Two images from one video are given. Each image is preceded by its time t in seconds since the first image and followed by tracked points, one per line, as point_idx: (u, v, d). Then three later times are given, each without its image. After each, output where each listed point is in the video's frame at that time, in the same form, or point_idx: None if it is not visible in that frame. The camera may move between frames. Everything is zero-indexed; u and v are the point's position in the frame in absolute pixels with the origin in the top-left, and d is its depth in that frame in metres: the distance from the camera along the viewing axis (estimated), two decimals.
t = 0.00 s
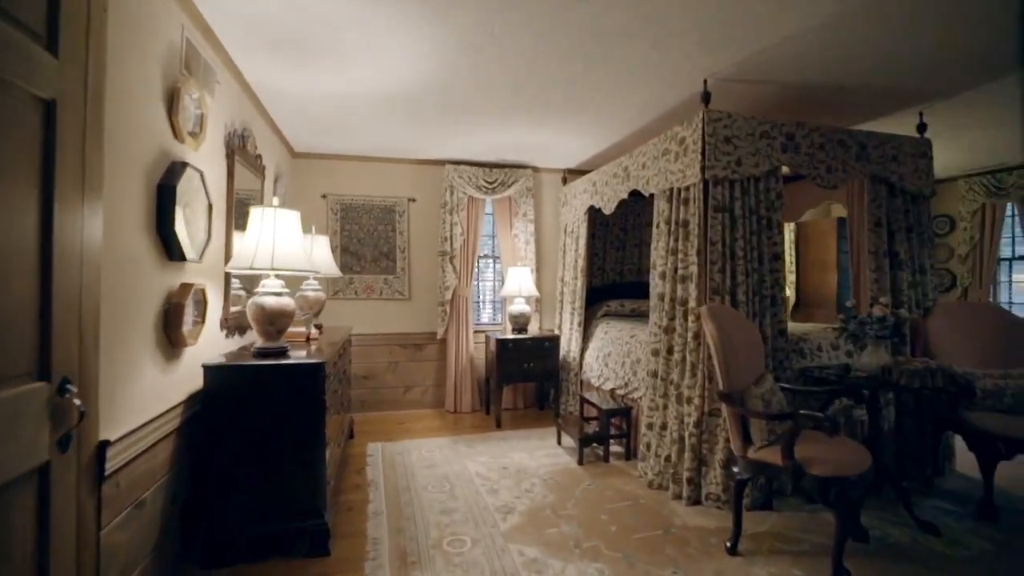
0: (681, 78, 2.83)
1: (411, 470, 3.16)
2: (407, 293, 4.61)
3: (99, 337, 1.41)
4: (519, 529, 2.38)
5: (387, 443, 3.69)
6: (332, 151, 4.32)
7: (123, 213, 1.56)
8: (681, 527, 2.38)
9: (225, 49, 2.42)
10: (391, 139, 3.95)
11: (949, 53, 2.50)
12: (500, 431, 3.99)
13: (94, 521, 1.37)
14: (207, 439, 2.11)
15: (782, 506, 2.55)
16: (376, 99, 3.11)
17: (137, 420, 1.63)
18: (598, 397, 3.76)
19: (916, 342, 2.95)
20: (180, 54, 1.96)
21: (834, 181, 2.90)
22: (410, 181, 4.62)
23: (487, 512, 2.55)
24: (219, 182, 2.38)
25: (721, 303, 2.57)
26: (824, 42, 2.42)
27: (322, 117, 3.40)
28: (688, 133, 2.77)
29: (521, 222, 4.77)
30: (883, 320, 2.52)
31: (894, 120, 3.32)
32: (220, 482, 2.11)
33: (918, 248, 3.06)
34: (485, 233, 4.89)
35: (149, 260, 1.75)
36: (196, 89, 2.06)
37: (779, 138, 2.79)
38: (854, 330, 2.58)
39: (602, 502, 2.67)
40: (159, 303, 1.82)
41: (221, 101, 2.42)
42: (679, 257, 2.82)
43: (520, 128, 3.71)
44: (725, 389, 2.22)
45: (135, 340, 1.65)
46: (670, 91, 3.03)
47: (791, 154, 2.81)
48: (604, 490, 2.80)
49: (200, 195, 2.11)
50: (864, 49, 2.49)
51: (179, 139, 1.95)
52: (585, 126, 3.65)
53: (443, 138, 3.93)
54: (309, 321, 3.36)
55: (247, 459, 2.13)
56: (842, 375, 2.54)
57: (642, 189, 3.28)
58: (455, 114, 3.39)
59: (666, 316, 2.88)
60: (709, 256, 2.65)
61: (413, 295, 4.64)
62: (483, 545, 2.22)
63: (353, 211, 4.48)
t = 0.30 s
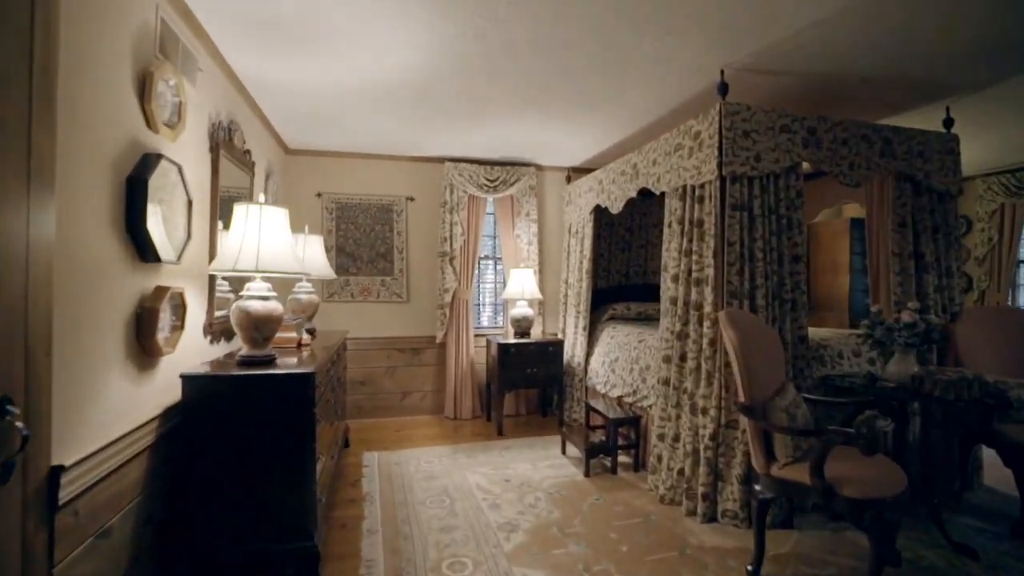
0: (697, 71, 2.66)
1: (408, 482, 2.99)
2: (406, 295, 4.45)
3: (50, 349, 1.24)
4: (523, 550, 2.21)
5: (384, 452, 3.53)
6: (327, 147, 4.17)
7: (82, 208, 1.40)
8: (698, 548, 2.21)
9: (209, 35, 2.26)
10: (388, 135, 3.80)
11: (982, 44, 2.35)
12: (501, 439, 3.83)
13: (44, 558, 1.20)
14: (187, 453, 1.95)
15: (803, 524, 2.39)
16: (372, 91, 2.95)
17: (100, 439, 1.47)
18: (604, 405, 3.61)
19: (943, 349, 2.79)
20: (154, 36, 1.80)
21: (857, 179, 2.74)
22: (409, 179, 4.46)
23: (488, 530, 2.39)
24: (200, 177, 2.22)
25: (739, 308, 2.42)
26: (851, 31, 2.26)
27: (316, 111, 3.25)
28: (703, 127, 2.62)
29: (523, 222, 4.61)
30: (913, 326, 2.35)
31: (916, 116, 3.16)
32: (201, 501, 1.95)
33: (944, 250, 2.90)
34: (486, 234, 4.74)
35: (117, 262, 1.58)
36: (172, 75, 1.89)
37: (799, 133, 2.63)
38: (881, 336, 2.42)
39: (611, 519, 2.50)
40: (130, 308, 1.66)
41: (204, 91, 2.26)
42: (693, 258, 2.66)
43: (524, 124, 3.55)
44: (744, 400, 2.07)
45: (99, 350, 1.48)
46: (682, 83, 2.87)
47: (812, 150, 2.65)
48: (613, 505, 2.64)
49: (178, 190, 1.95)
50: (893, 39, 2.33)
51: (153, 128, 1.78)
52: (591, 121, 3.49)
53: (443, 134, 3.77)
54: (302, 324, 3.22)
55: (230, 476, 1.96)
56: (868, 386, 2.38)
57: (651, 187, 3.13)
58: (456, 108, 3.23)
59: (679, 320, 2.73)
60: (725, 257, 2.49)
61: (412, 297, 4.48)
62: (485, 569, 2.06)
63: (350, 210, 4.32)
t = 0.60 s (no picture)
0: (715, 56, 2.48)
1: (408, 494, 2.82)
2: (405, 295, 4.27)
3: None
4: (532, 573, 2.04)
5: (382, 461, 3.35)
6: (323, 141, 3.99)
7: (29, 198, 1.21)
8: (722, 570, 2.04)
9: (190, 13, 2.08)
10: (386, 126, 3.62)
11: None
12: (505, 446, 3.66)
13: None
14: (164, 470, 1.78)
15: (833, 543, 2.22)
16: (369, 79, 2.77)
17: (51, 463, 1.29)
18: (613, 410, 3.44)
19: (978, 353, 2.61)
20: (124, 8, 1.62)
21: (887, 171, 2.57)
22: (408, 174, 4.29)
23: (493, 549, 2.22)
24: (181, 169, 2.05)
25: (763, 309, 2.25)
26: (888, 12, 2.09)
27: (309, 100, 3.07)
28: (722, 116, 2.45)
29: (527, 219, 4.44)
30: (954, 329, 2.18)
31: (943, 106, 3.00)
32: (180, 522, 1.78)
33: (977, 247, 2.74)
34: (488, 231, 4.57)
35: (77, 260, 1.40)
36: (148, 54, 1.70)
37: (826, 122, 2.46)
38: (919, 340, 2.25)
39: (626, 536, 2.33)
40: (95, 312, 1.48)
41: (185, 74, 2.08)
42: (711, 256, 2.49)
43: (529, 114, 3.37)
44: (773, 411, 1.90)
45: (52, 360, 1.30)
46: (699, 70, 2.70)
47: (839, 140, 2.48)
48: (627, 521, 2.47)
49: (156, 182, 1.78)
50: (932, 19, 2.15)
51: (125, 112, 1.61)
52: (600, 112, 3.31)
53: (443, 125, 3.60)
54: (296, 325, 3.05)
55: (211, 494, 1.80)
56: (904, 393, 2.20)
57: (664, 181, 2.96)
58: (458, 97, 3.05)
59: (695, 323, 2.56)
60: (747, 256, 2.33)
61: (411, 297, 4.31)
62: None
63: (346, 206, 4.15)
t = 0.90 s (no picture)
0: (737, 44, 2.30)
1: (407, 512, 2.64)
2: (403, 299, 4.10)
3: None
4: None
5: (379, 474, 3.18)
6: (317, 137, 3.81)
7: None
8: None
9: None
10: (384, 122, 3.44)
11: None
12: (508, 458, 3.49)
13: None
14: (132, 498, 1.60)
15: (868, 570, 2.05)
16: (365, 70, 2.59)
17: None
18: (623, 420, 3.28)
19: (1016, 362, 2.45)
20: None
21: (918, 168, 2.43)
22: (406, 172, 4.11)
23: None
24: (156, 166, 1.87)
25: (790, 317, 2.08)
26: None
27: (302, 93, 2.90)
28: (744, 108, 2.27)
29: (531, 218, 4.27)
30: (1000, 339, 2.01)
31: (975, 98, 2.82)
32: (151, 556, 1.60)
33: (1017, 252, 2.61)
34: (490, 232, 4.39)
35: (26, 268, 1.23)
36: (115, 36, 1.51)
37: (856, 114, 2.29)
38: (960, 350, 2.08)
39: (642, 562, 2.16)
40: (50, 327, 1.30)
41: (162, 62, 1.90)
42: (733, 259, 2.33)
43: (535, 110, 3.20)
44: (808, 430, 1.73)
45: None
46: (717, 60, 2.52)
47: (869, 133, 2.31)
48: (642, 544, 2.29)
49: (126, 178, 1.60)
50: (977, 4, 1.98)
51: (86, 100, 1.43)
52: (610, 106, 3.14)
53: (445, 121, 3.42)
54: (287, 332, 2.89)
55: (186, 524, 1.62)
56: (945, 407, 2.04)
57: (678, 178, 2.78)
58: (460, 90, 2.87)
59: (714, 330, 2.40)
60: (772, 259, 2.16)
61: (410, 300, 4.14)
62: None
63: (342, 206, 3.97)
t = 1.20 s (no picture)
0: (761, 29, 2.11)
1: (400, 535, 2.45)
2: (400, 302, 3.91)
3: None
4: None
5: (373, 490, 2.99)
6: (308, 132, 3.62)
7: None
8: None
9: None
10: (378, 115, 3.25)
11: None
12: (510, 472, 3.30)
13: None
14: (81, 534, 1.40)
15: None
16: (355, 58, 2.39)
17: None
18: (632, 432, 3.09)
19: None
20: None
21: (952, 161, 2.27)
22: (403, 170, 3.92)
23: None
24: (117, 159, 1.67)
25: (821, 327, 1.89)
26: None
27: (290, 84, 2.71)
28: (768, 98, 2.08)
29: (533, 218, 4.08)
30: None
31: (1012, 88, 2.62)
32: None
33: None
34: (491, 232, 4.20)
35: None
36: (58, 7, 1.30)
37: (892, 104, 2.09)
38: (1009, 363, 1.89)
39: None
40: None
41: (126, 44, 1.71)
42: (756, 262, 2.13)
43: (539, 103, 3.00)
44: (850, 457, 1.54)
45: None
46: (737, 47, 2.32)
47: (906, 125, 2.11)
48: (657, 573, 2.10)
49: (79, 169, 1.42)
50: None
51: (25, 82, 1.22)
52: (618, 100, 2.94)
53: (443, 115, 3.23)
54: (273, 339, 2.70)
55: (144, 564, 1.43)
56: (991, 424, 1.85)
57: (692, 174, 2.59)
58: (458, 81, 2.68)
59: (734, 339, 2.21)
60: (802, 263, 1.96)
61: (407, 304, 3.94)
62: None
63: (335, 205, 3.78)
